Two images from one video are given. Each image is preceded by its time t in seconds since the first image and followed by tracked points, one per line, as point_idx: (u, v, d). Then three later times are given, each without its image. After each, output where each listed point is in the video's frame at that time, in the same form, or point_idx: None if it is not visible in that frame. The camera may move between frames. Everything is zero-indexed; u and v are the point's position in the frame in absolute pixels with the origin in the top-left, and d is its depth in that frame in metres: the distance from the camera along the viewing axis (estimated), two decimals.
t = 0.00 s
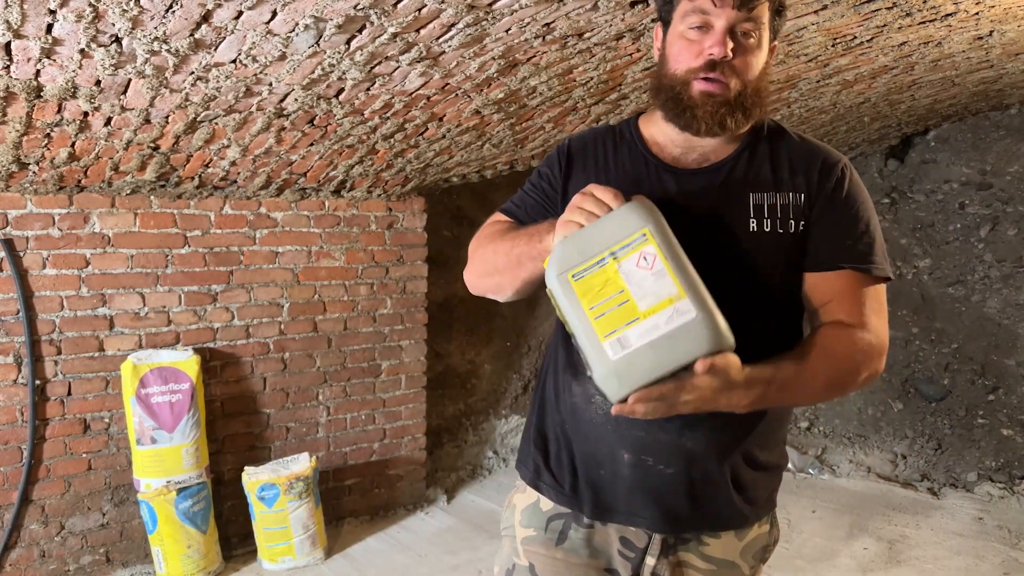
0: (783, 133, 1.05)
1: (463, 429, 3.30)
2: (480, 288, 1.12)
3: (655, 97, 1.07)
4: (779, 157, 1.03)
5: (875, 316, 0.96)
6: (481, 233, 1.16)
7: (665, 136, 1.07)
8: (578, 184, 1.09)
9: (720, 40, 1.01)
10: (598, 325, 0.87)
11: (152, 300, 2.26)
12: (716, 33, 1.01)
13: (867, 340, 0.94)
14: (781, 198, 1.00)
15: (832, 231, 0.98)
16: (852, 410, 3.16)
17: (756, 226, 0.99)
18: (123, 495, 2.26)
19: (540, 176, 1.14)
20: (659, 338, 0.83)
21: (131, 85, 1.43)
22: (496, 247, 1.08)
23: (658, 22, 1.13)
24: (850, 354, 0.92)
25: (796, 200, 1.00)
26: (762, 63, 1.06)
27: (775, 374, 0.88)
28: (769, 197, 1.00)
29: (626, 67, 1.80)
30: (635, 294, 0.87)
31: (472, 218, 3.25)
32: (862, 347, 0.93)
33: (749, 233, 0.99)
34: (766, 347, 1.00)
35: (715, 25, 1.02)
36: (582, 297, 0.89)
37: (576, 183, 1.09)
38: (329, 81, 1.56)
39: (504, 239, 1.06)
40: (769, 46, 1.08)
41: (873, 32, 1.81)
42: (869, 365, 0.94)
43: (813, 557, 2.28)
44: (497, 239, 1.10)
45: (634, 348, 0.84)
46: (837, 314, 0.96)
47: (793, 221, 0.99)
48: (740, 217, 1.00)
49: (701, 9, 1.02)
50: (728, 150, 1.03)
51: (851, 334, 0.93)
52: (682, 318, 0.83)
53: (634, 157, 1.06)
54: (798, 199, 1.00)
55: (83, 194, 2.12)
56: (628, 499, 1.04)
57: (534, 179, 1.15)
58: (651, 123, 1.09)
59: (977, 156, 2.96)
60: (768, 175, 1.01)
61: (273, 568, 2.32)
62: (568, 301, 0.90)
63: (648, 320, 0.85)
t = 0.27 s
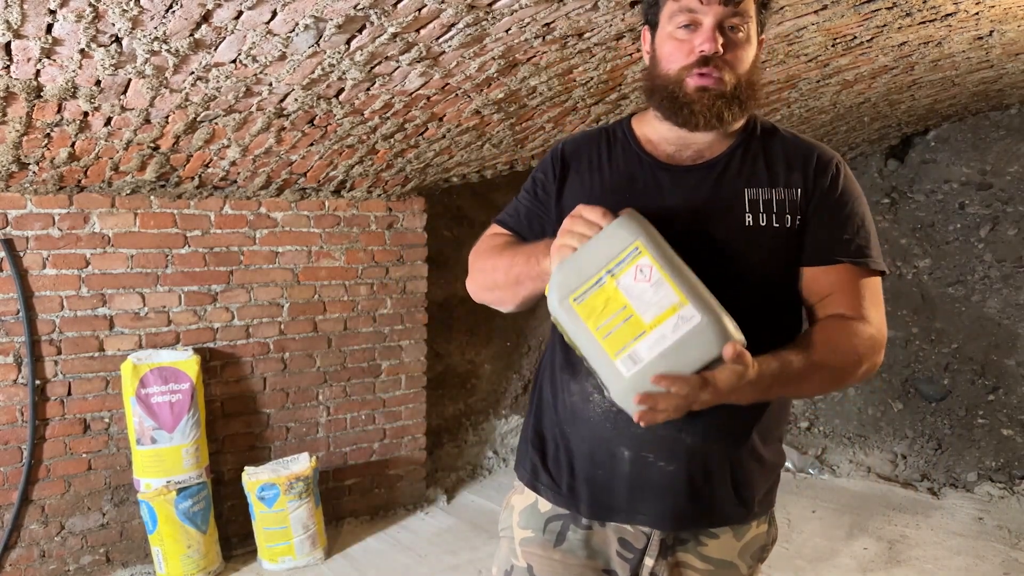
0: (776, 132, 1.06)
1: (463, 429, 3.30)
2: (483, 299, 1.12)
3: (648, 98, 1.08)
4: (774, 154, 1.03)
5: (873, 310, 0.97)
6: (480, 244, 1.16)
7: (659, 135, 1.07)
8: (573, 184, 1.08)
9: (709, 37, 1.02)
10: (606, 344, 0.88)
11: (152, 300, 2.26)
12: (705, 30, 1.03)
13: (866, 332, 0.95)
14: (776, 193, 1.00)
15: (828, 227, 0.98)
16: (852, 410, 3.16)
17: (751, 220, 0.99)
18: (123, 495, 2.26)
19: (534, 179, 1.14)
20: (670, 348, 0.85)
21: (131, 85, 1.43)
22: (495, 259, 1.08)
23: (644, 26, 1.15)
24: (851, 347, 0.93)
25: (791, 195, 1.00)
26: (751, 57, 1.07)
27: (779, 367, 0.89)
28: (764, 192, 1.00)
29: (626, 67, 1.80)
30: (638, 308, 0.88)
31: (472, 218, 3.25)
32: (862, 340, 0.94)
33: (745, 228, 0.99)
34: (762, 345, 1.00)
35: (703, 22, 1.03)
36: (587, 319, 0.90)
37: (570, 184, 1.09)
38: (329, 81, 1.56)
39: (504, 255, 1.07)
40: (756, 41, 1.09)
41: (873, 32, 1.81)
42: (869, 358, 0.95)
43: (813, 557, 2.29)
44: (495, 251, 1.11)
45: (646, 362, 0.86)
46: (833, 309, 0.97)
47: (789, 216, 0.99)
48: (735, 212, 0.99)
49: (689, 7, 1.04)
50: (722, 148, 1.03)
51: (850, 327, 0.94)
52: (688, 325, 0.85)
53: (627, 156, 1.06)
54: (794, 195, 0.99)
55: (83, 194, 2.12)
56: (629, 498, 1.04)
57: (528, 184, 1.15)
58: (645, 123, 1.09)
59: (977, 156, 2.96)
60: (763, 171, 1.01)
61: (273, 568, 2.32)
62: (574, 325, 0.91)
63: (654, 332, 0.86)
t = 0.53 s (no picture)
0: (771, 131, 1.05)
1: (463, 429, 3.30)
2: (484, 306, 1.14)
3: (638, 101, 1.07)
4: (769, 154, 1.02)
5: (875, 307, 0.97)
6: (479, 252, 1.17)
7: (651, 135, 1.07)
8: (569, 189, 1.08)
9: (692, 38, 1.02)
10: (612, 357, 0.88)
11: (152, 300, 2.26)
12: (688, 32, 1.02)
13: (868, 332, 0.96)
14: (773, 194, 0.99)
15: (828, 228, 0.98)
16: (852, 410, 3.16)
17: (748, 222, 0.99)
18: (123, 495, 2.26)
19: (528, 184, 1.15)
20: (675, 355, 0.85)
21: (131, 85, 1.43)
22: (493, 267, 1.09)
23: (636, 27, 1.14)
24: (853, 348, 0.94)
25: (788, 195, 0.99)
26: (740, 54, 1.06)
27: (785, 370, 0.90)
28: (760, 194, 0.99)
29: (626, 67, 1.80)
30: (640, 319, 0.88)
31: (472, 218, 3.25)
32: (865, 340, 0.95)
33: (742, 230, 0.99)
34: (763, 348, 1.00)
35: (686, 24, 1.02)
36: (590, 334, 0.90)
37: (566, 188, 1.09)
38: (329, 81, 1.56)
39: (502, 264, 1.08)
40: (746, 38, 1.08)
41: (873, 32, 1.81)
42: (871, 358, 0.96)
43: (814, 556, 2.29)
44: (493, 259, 1.11)
45: (653, 371, 0.86)
46: (835, 309, 0.97)
47: (787, 216, 0.99)
48: (732, 215, 0.99)
49: (671, 10, 1.03)
50: (716, 149, 1.03)
51: (853, 328, 0.95)
52: (691, 330, 0.85)
53: (622, 159, 1.05)
54: (790, 195, 0.99)
55: (83, 194, 2.12)
56: (634, 501, 1.04)
57: (524, 190, 1.15)
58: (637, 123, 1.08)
59: (977, 156, 2.96)
60: (758, 172, 1.01)
61: (273, 568, 2.32)
62: (578, 341, 0.91)
63: (658, 340, 0.86)
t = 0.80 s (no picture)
0: (768, 130, 1.05)
1: (463, 429, 3.30)
2: (481, 305, 1.14)
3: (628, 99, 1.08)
4: (766, 151, 1.02)
5: (877, 303, 0.97)
6: (475, 248, 1.17)
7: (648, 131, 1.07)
8: (566, 185, 1.08)
9: (666, 40, 1.02)
10: (615, 366, 0.88)
11: (152, 300, 2.26)
12: (662, 35, 1.03)
13: (873, 329, 0.95)
14: (770, 189, 0.99)
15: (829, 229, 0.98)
16: (852, 410, 3.17)
17: (745, 217, 0.98)
18: (123, 495, 2.26)
19: (525, 180, 1.15)
20: (677, 361, 0.85)
21: (131, 85, 1.43)
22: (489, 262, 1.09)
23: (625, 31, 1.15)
24: (858, 346, 0.94)
25: (787, 190, 0.99)
26: (722, 50, 1.05)
27: (788, 371, 0.89)
28: (757, 188, 0.99)
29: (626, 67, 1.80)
30: (641, 326, 0.88)
31: (472, 218, 3.25)
32: (869, 337, 0.95)
33: (738, 225, 0.98)
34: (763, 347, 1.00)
35: (660, 27, 1.03)
36: (592, 343, 0.90)
37: (563, 184, 1.09)
38: (329, 81, 1.56)
39: (498, 261, 1.08)
40: (729, 34, 1.07)
41: (873, 32, 1.81)
42: (875, 354, 0.95)
43: (814, 556, 2.28)
44: (489, 254, 1.11)
45: (656, 378, 0.86)
46: (837, 307, 0.97)
47: (785, 211, 0.99)
48: (729, 210, 0.99)
49: (646, 15, 1.04)
50: (712, 145, 1.03)
51: (857, 324, 0.95)
52: (692, 336, 0.85)
53: (619, 155, 1.06)
54: (788, 190, 0.99)
55: (83, 194, 2.12)
56: (638, 502, 1.04)
57: (520, 186, 1.15)
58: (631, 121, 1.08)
59: (977, 156, 2.96)
60: (755, 168, 1.01)
61: (273, 568, 2.32)
62: (580, 351, 0.91)
63: (660, 347, 0.86)
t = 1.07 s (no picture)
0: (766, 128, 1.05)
1: (463, 429, 3.30)
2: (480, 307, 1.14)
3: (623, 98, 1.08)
4: (764, 149, 1.02)
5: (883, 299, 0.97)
6: (474, 251, 1.17)
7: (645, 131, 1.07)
8: (564, 185, 1.08)
9: (660, 39, 1.03)
10: (615, 368, 0.88)
11: (152, 300, 2.26)
12: (657, 34, 1.03)
13: (880, 325, 0.95)
14: (770, 187, 0.99)
15: (830, 228, 0.99)
16: (853, 410, 3.17)
17: (745, 216, 0.98)
18: (123, 495, 2.27)
19: (522, 181, 1.15)
20: (677, 365, 0.85)
21: (130, 85, 1.43)
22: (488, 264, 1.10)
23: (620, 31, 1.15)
24: (868, 340, 0.94)
25: (787, 188, 0.99)
26: (717, 49, 1.06)
27: (806, 371, 0.88)
28: (757, 186, 0.99)
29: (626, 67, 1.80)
30: (641, 329, 0.88)
31: (472, 218, 3.25)
32: (878, 334, 0.94)
33: (738, 224, 0.98)
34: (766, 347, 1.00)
35: (654, 25, 1.03)
36: (592, 346, 0.90)
37: (561, 184, 1.09)
38: (329, 81, 1.56)
39: (497, 266, 1.07)
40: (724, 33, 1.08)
41: (873, 32, 1.81)
42: (885, 349, 0.95)
43: (813, 556, 2.28)
44: (488, 257, 1.12)
45: (657, 381, 0.86)
46: (843, 305, 0.97)
47: (785, 209, 0.99)
48: (729, 209, 0.99)
49: (640, 14, 1.04)
50: (710, 144, 1.03)
51: (865, 320, 0.94)
52: (693, 339, 0.85)
53: (617, 154, 1.06)
54: (787, 188, 0.99)
55: (83, 194, 2.12)
56: (641, 501, 1.04)
57: (518, 187, 1.15)
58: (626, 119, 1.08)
59: (977, 156, 2.96)
60: (754, 166, 1.01)
61: (273, 568, 2.32)
62: (579, 354, 0.91)
63: (660, 350, 0.86)
